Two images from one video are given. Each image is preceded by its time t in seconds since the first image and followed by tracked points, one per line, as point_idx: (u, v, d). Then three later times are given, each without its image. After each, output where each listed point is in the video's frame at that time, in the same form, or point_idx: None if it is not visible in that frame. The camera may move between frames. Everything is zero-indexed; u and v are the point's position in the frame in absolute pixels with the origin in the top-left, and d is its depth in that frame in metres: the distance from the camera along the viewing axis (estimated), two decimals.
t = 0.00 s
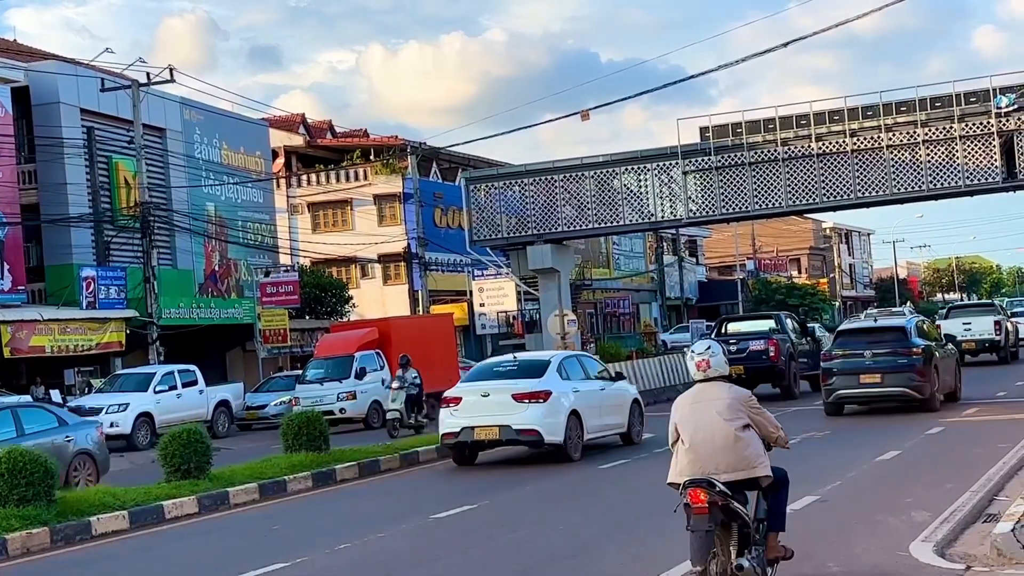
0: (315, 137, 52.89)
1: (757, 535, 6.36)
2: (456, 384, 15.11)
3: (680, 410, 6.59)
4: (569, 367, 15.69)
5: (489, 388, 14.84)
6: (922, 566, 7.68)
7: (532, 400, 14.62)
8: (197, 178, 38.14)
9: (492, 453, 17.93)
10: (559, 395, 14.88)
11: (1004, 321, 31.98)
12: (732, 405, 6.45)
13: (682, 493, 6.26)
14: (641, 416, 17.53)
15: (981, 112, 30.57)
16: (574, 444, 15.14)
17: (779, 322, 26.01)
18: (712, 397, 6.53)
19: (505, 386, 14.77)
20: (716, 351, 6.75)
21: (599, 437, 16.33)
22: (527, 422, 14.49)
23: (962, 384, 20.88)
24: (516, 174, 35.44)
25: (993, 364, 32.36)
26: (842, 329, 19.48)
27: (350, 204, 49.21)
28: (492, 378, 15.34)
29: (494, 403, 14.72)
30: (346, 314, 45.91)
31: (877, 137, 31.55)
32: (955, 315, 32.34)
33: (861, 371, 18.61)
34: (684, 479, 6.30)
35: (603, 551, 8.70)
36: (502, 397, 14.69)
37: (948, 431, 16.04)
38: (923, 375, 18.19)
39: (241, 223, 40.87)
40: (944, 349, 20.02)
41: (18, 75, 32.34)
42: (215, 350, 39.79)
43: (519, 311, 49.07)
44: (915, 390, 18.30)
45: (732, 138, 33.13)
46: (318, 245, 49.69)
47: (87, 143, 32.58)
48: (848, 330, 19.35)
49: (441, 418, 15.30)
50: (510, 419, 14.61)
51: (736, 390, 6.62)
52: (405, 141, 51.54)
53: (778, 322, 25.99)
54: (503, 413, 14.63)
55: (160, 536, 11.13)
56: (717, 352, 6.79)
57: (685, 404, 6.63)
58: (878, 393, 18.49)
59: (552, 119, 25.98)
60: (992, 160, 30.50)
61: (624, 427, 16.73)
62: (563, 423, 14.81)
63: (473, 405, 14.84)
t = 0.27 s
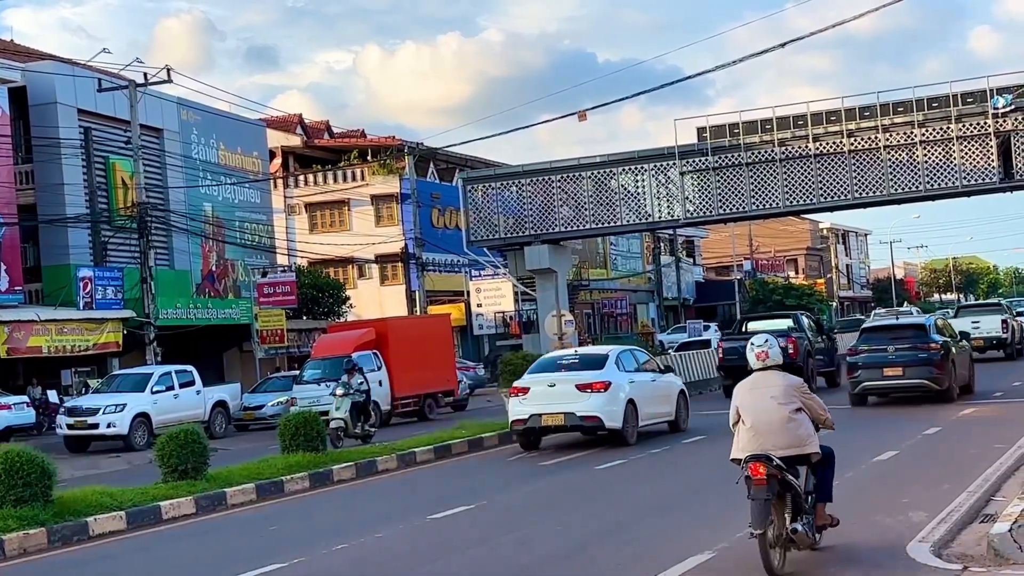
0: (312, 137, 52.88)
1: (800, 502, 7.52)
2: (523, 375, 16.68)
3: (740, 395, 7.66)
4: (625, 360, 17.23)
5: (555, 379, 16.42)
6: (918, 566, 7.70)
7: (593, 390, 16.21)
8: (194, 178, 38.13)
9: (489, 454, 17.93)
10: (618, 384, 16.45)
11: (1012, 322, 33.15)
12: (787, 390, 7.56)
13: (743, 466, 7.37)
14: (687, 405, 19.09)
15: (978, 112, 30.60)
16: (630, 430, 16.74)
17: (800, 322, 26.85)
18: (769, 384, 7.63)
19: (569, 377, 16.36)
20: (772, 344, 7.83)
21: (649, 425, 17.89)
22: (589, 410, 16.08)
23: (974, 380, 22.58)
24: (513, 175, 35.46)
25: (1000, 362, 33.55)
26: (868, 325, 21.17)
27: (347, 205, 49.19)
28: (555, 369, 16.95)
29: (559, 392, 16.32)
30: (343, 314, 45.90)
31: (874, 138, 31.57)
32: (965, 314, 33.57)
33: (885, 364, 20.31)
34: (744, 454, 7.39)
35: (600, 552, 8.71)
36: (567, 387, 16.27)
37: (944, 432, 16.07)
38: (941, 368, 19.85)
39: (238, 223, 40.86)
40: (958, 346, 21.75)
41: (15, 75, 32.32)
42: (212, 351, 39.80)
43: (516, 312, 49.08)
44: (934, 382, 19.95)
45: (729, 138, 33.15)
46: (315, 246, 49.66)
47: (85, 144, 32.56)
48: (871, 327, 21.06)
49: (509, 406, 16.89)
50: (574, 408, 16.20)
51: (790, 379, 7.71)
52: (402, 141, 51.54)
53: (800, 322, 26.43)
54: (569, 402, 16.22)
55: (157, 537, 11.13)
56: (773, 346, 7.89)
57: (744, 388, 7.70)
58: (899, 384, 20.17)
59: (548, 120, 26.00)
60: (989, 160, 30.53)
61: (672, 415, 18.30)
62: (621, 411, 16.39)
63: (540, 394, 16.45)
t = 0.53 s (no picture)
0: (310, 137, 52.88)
1: (845, 477, 8.48)
2: (580, 367, 18.31)
3: (790, 382, 8.65)
4: (671, 354, 18.85)
5: (609, 370, 18.05)
6: (917, 565, 7.70)
7: (644, 381, 17.83)
8: (193, 178, 38.13)
9: (487, 454, 17.93)
10: (666, 376, 18.11)
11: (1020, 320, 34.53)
12: (831, 377, 8.53)
13: (794, 446, 8.36)
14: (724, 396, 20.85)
15: (977, 112, 30.61)
16: (678, 417, 18.44)
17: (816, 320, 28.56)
18: (815, 372, 8.61)
19: (622, 369, 17.99)
20: (817, 338, 8.88)
21: (693, 413, 19.62)
22: (642, 400, 17.69)
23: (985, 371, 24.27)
24: (511, 175, 35.47)
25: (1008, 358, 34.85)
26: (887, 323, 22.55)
27: (346, 205, 49.19)
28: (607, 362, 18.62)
29: (614, 383, 17.95)
30: (341, 314, 45.90)
31: (872, 138, 31.57)
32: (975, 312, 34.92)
33: (905, 359, 21.69)
34: (794, 435, 8.39)
35: (599, 551, 8.72)
36: (621, 378, 17.89)
37: (943, 432, 16.08)
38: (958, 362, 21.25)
39: (237, 224, 40.85)
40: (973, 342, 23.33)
41: (13, 75, 32.31)
42: (210, 351, 39.81)
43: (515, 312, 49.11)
44: (951, 374, 21.36)
45: (728, 138, 33.17)
46: (313, 246, 49.64)
47: (83, 144, 32.55)
48: (893, 324, 22.45)
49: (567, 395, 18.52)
50: (628, 397, 17.82)
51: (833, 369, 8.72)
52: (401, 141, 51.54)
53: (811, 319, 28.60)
54: (623, 391, 17.85)
55: (155, 537, 11.12)
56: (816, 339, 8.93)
57: (793, 376, 8.71)
58: (918, 377, 21.56)
59: (547, 120, 26.01)
60: (987, 160, 30.55)
61: (713, 405, 20.03)
62: (669, 399, 18.06)
63: (596, 385, 18.09)
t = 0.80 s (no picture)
0: (310, 137, 52.90)
1: (880, 457, 9.52)
2: (628, 359, 20.07)
3: (830, 372, 9.69)
4: (710, 347, 20.56)
5: (654, 363, 19.80)
6: (916, 565, 7.70)
7: (687, 372, 19.58)
8: (192, 178, 38.13)
9: (487, 453, 17.94)
10: (706, 367, 19.82)
11: None
12: (867, 369, 9.58)
13: (834, 430, 9.39)
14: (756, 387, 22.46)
15: (976, 111, 30.61)
16: (717, 407, 20.14)
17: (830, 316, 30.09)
18: (853, 363, 9.66)
19: (666, 361, 19.74)
20: (856, 332, 9.91)
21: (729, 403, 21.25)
22: (685, 389, 19.44)
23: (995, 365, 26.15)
24: (511, 174, 35.48)
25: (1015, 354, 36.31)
26: (907, 321, 24.46)
27: (345, 204, 49.18)
28: (651, 356, 20.34)
29: (658, 374, 19.68)
30: (341, 314, 45.90)
31: (872, 137, 31.56)
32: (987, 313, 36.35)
33: (924, 353, 23.61)
34: (834, 420, 9.43)
35: (597, 551, 8.73)
36: (665, 369, 19.64)
37: (943, 431, 16.10)
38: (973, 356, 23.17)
39: (236, 223, 40.84)
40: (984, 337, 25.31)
41: (13, 74, 32.31)
42: (210, 351, 39.84)
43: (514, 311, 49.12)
44: (967, 368, 23.25)
45: (727, 138, 33.16)
46: (312, 245, 49.62)
47: (82, 143, 32.55)
48: (911, 321, 24.47)
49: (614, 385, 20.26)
50: (672, 387, 19.55)
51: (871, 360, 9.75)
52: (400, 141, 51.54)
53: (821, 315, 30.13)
54: (667, 382, 19.56)
55: (154, 537, 11.12)
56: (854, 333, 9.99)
57: (833, 368, 9.75)
58: (936, 369, 23.48)
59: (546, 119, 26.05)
60: (987, 159, 30.55)
61: (746, 395, 21.65)
62: (710, 389, 19.75)
63: (643, 375, 19.79)
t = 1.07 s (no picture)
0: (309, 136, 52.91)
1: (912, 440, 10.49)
2: (668, 353, 21.70)
3: (864, 364, 10.71)
4: (744, 341, 22.17)
5: (693, 356, 21.38)
6: (916, 563, 7.71)
7: (724, 365, 21.25)
8: (192, 177, 38.12)
9: (487, 452, 17.96)
10: (741, 360, 21.47)
11: None
12: (898, 360, 10.59)
13: (869, 416, 10.41)
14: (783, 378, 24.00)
15: (976, 110, 30.62)
16: (751, 397, 21.76)
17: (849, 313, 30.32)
18: (886, 355, 10.67)
19: (705, 354, 21.34)
20: (889, 327, 10.96)
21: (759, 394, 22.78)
22: (723, 380, 21.08)
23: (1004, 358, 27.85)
24: (510, 173, 35.47)
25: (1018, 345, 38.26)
26: (921, 318, 26.21)
27: (345, 203, 49.19)
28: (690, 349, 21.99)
29: (698, 367, 21.30)
30: (341, 313, 45.90)
31: (872, 136, 31.56)
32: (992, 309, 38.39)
33: (939, 348, 25.34)
34: (869, 407, 10.44)
35: (597, 549, 8.75)
36: (704, 362, 21.25)
37: (942, 430, 16.12)
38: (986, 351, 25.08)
39: (236, 222, 40.83)
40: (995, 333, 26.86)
41: (13, 73, 32.31)
42: (209, 350, 39.87)
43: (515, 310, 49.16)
44: (980, 361, 25.14)
45: (727, 137, 33.14)
46: (312, 244, 49.62)
47: (82, 142, 32.52)
48: (928, 317, 26.14)
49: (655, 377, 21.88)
50: (711, 378, 21.20)
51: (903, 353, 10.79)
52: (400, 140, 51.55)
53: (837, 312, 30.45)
54: (706, 374, 21.19)
55: (154, 536, 11.12)
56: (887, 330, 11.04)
57: (867, 359, 10.76)
58: (951, 361, 25.27)
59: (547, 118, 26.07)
60: (987, 158, 30.56)
61: (776, 387, 23.20)
62: (745, 381, 21.40)
63: (683, 368, 21.43)
